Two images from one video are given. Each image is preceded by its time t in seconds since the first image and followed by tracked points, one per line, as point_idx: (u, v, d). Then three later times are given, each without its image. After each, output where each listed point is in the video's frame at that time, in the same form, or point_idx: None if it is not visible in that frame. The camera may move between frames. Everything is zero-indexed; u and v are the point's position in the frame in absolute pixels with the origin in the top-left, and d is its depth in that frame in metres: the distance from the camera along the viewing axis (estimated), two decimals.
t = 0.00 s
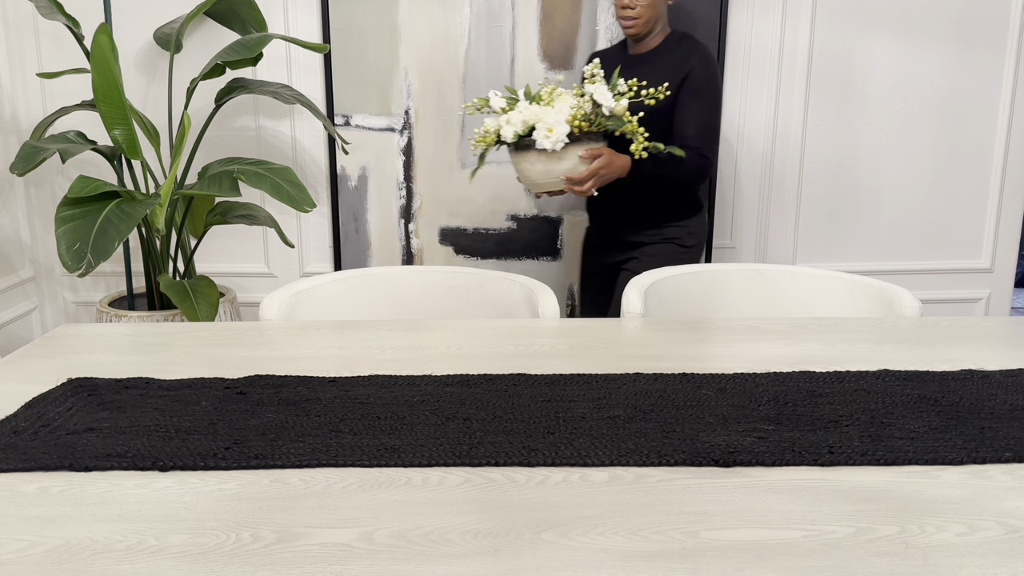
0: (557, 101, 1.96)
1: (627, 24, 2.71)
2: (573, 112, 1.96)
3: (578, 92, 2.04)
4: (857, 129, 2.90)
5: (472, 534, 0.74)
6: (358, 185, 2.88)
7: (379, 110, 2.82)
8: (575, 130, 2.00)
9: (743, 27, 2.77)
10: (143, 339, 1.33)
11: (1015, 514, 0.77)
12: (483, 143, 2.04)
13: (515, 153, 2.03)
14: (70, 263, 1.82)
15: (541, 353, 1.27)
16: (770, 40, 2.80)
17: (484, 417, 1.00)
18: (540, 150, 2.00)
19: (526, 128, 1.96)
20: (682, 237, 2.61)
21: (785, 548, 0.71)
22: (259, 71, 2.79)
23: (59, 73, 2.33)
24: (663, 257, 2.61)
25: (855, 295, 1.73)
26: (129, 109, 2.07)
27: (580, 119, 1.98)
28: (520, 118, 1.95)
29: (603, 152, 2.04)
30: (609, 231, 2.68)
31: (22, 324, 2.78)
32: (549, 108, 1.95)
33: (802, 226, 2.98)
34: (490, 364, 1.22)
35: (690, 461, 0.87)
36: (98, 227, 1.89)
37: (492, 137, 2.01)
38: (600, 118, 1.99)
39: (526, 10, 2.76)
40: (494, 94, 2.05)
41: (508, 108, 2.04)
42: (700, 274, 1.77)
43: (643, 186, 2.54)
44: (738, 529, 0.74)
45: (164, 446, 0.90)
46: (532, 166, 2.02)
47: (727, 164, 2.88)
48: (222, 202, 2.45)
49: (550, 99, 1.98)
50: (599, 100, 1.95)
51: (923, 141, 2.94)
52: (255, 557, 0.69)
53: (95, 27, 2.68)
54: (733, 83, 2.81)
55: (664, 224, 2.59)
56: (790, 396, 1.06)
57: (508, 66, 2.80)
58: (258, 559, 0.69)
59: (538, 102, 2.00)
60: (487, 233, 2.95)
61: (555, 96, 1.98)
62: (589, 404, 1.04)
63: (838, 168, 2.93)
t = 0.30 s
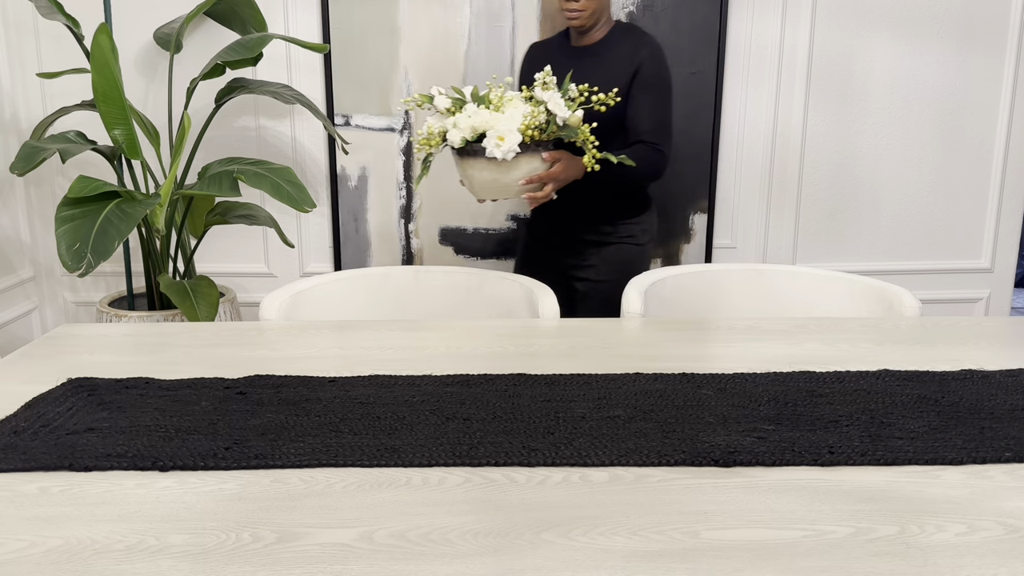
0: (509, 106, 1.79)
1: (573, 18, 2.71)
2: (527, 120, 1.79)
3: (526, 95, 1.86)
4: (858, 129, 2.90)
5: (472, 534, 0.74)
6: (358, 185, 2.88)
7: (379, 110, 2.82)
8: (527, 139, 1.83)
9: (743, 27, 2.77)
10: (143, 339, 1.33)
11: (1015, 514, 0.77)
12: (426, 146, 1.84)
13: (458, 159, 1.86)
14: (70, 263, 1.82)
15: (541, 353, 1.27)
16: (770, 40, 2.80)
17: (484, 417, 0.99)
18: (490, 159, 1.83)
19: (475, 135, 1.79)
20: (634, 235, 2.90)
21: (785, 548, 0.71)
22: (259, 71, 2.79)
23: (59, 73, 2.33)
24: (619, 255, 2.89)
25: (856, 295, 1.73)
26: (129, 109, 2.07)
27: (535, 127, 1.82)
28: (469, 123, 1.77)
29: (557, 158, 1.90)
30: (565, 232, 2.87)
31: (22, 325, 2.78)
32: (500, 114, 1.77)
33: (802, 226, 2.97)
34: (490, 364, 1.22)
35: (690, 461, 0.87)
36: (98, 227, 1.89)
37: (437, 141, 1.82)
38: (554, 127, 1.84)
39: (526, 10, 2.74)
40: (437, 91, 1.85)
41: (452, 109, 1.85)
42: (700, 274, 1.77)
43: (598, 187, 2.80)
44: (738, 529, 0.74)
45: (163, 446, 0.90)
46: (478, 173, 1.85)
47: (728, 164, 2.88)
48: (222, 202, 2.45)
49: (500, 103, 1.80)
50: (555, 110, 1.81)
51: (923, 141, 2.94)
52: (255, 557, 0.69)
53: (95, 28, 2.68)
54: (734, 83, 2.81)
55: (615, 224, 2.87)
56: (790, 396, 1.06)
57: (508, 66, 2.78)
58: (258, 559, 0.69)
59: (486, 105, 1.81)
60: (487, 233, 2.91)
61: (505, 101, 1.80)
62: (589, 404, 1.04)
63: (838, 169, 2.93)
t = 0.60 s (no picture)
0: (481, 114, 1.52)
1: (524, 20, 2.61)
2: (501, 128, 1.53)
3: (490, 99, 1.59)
4: (858, 129, 2.90)
5: (472, 534, 0.74)
6: (358, 185, 2.88)
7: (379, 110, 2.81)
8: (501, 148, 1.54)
9: (744, 28, 2.77)
10: (143, 339, 1.33)
11: (1015, 514, 0.77)
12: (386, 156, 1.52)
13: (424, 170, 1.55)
14: (70, 263, 1.82)
15: (541, 352, 1.27)
16: (770, 40, 2.80)
17: (484, 417, 0.99)
18: (464, 168, 1.52)
19: (448, 145, 1.49)
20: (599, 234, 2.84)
21: (785, 548, 0.71)
22: (259, 71, 2.80)
23: (59, 73, 2.33)
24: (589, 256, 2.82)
25: (856, 295, 1.73)
26: (129, 109, 2.07)
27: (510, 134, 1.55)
28: (440, 131, 1.48)
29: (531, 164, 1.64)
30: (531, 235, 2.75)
31: (22, 325, 2.78)
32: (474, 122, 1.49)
33: (802, 226, 2.98)
34: (489, 364, 1.22)
35: (690, 461, 0.87)
36: (98, 227, 1.89)
37: (403, 150, 1.50)
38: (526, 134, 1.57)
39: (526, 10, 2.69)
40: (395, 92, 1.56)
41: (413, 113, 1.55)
42: (699, 274, 1.77)
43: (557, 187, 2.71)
44: (739, 529, 0.74)
45: (163, 446, 0.90)
46: (448, 185, 1.55)
47: (728, 165, 2.88)
48: (222, 202, 2.45)
49: (470, 110, 1.53)
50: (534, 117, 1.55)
51: (923, 141, 2.94)
52: (254, 557, 0.69)
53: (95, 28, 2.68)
54: (734, 83, 2.81)
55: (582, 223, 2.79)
56: (790, 396, 1.07)
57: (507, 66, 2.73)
58: (258, 559, 0.69)
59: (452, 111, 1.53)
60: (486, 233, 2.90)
61: (474, 106, 1.53)
62: (589, 404, 1.04)
63: (837, 169, 2.93)
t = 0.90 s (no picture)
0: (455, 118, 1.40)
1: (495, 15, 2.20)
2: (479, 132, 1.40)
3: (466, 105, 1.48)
4: (858, 128, 2.90)
5: (472, 534, 0.74)
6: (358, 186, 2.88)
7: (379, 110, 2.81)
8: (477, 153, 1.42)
9: (744, 28, 2.77)
10: (144, 339, 1.33)
11: (1015, 514, 0.77)
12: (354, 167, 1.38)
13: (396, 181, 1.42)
14: (70, 263, 1.82)
15: (541, 353, 1.27)
16: (769, 40, 2.80)
17: (484, 417, 0.99)
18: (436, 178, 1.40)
19: (421, 152, 1.37)
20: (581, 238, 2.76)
21: (784, 548, 0.71)
22: (259, 71, 2.80)
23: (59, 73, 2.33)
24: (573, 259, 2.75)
25: (856, 295, 1.73)
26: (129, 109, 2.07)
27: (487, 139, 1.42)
28: (412, 138, 1.36)
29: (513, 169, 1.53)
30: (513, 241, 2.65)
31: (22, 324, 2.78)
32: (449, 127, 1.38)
33: (802, 226, 2.98)
34: (489, 364, 1.22)
35: (690, 461, 0.87)
36: (98, 227, 1.89)
37: (374, 159, 1.37)
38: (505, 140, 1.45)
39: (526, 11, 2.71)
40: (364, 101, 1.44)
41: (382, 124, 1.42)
42: (699, 274, 1.77)
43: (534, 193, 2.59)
44: (739, 529, 0.74)
45: (163, 446, 0.90)
46: (421, 196, 1.43)
47: (728, 166, 2.88)
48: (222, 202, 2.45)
49: (444, 116, 1.41)
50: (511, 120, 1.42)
51: (923, 141, 2.94)
52: (254, 557, 0.69)
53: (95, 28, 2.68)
54: (734, 84, 2.81)
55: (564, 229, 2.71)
56: (790, 396, 1.06)
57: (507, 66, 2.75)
58: (258, 559, 0.69)
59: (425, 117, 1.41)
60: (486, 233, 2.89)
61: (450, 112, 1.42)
62: (589, 404, 1.03)
63: (837, 168, 2.93)
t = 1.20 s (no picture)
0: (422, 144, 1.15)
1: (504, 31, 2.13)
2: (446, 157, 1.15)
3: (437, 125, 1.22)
4: (858, 128, 2.90)
5: (471, 534, 0.73)
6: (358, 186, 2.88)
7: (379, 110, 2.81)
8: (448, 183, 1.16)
9: (744, 28, 2.77)
10: (144, 339, 1.33)
11: (1015, 514, 0.77)
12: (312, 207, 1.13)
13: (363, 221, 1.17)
14: (70, 263, 1.82)
15: (541, 353, 1.27)
16: (769, 40, 2.80)
17: (484, 417, 0.99)
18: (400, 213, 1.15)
19: (386, 185, 1.11)
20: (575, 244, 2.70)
21: (784, 547, 0.71)
22: (259, 71, 2.80)
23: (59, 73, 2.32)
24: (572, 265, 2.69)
25: (855, 295, 1.73)
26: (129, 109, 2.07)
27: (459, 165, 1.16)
28: (374, 168, 1.10)
29: (498, 190, 1.29)
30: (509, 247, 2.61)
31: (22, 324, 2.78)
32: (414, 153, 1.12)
33: (802, 226, 2.98)
34: (488, 364, 1.22)
35: (690, 461, 0.87)
36: (98, 227, 1.89)
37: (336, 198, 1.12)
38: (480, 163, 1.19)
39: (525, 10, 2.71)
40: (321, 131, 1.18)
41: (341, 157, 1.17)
42: (699, 274, 1.77)
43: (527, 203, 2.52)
44: (738, 529, 0.74)
45: (163, 446, 0.90)
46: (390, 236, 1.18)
47: (728, 166, 2.88)
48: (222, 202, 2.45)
49: (410, 140, 1.16)
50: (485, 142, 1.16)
51: (923, 141, 2.94)
52: (255, 557, 0.69)
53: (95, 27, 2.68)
54: (734, 83, 2.81)
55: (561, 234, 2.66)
56: (790, 396, 1.06)
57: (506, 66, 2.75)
58: (258, 559, 0.69)
59: (388, 144, 1.16)
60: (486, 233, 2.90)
61: (415, 136, 1.17)
62: (589, 404, 1.03)
63: (836, 168, 2.93)
